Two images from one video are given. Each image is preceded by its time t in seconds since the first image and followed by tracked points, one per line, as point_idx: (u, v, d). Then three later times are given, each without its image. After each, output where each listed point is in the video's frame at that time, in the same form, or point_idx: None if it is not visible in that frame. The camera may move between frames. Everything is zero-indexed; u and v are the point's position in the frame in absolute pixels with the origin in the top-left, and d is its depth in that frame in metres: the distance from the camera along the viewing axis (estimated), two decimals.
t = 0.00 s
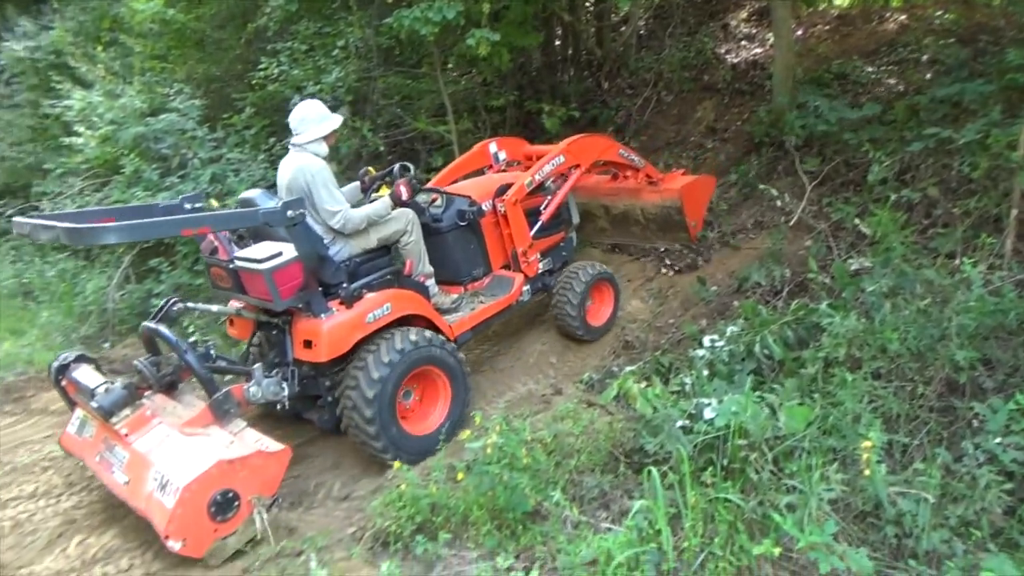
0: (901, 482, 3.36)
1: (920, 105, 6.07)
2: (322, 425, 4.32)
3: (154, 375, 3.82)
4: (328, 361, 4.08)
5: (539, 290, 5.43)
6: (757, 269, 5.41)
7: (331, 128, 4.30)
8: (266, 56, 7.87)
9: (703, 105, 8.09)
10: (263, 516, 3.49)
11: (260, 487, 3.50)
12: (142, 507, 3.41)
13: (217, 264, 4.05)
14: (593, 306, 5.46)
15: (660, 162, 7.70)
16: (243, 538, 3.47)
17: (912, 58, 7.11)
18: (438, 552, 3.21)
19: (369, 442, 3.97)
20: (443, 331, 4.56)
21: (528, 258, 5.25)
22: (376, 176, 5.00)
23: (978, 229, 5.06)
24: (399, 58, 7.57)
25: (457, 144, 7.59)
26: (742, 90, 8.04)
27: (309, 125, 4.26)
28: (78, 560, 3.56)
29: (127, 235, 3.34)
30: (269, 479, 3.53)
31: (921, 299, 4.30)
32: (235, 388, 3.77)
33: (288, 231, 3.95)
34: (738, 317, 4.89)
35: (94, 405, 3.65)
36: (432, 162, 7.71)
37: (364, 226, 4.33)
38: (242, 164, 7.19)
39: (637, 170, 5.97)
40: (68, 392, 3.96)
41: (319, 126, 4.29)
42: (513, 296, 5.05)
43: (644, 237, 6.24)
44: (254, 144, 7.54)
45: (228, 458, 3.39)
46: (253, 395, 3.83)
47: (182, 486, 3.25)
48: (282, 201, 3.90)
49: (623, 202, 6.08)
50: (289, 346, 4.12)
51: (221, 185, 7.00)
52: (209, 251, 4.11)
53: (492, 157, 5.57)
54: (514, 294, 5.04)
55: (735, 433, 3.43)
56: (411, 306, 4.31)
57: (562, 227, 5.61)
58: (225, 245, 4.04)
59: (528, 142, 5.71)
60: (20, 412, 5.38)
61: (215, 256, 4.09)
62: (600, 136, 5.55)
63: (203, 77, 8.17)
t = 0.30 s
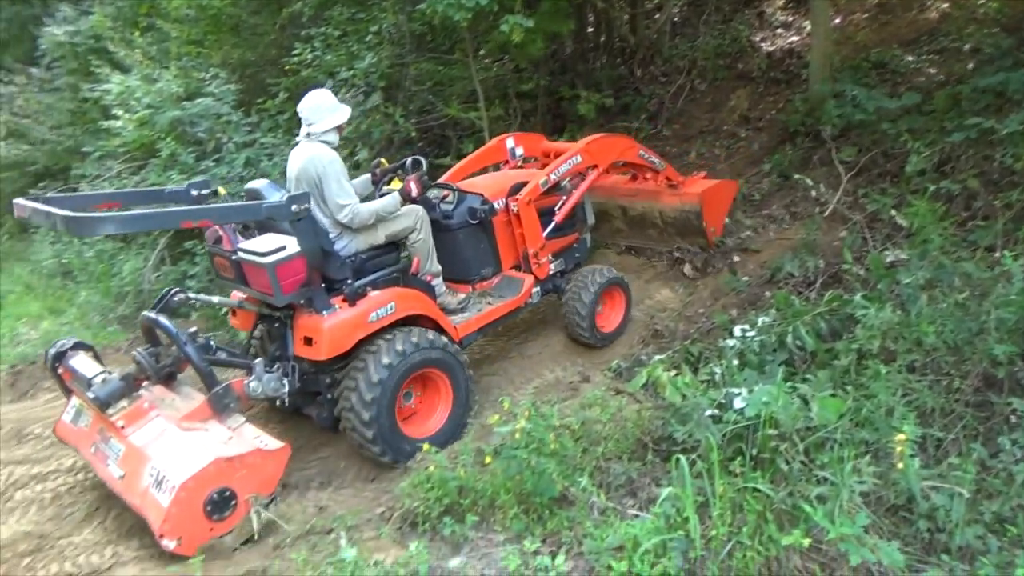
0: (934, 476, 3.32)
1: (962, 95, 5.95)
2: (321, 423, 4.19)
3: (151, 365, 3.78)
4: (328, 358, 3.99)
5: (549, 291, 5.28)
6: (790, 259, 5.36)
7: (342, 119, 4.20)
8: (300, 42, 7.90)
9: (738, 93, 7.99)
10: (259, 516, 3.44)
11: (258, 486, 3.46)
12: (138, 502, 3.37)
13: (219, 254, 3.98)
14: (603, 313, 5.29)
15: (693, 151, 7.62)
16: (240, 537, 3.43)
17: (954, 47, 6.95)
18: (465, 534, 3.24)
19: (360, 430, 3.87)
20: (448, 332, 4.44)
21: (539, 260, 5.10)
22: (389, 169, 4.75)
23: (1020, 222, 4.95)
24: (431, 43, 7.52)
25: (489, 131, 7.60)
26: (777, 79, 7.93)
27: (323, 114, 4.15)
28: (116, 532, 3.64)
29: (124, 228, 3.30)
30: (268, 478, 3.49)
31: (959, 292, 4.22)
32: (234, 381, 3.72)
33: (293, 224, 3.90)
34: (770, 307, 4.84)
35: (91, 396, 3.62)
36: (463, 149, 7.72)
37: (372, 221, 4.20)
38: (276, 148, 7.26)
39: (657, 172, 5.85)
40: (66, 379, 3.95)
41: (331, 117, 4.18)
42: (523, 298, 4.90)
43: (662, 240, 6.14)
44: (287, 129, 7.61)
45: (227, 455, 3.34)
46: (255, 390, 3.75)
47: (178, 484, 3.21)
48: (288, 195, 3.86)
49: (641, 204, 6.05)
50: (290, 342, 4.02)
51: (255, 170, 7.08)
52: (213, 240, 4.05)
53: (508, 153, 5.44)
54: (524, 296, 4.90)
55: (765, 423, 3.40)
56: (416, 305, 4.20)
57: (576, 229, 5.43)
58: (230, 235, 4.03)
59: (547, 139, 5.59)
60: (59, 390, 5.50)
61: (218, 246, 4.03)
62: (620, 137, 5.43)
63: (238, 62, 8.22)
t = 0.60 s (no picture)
0: (971, 469, 3.27)
1: (1006, 83, 5.81)
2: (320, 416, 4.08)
3: (152, 355, 3.70)
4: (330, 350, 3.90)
5: (559, 291, 5.14)
6: (826, 249, 5.29)
7: (348, 107, 4.10)
8: (334, 29, 7.93)
9: (773, 80, 7.88)
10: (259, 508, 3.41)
11: (259, 475, 3.40)
12: (136, 492, 3.32)
13: (224, 242, 3.94)
14: (614, 318, 5.14)
15: (727, 139, 7.53)
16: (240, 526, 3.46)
17: (999, 34, 6.78)
18: (495, 518, 3.26)
19: (358, 405, 3.77)
20: (454, 328, 4.34)
21: (549, 257, 5.00)
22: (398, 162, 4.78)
23: None
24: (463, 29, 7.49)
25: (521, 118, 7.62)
26: (815, 67, 7.81)
27: (326, 106, 4.05)
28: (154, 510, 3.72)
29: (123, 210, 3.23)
30: (269, 467, 3.43)
31: (1000, 284, 4.14)
32: (236, 371, 3.67)
33: (294, 213, 3.79)
34: (804, 297, 4.78)
35: (91, 384, 3.55)
36: (495, 136, 7.72)
37: (378, 215, 4.10)
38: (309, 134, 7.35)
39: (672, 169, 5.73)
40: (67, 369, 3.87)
41: (336, 107, 4.08)
42: (531, 295, 4.79)
43: (677, 238, 6.00)
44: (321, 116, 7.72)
45: (227, 443, 3.30)
46: (257, 379, 3.69)
47: (178, 471, 3.16)
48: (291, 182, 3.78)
49: (655, 201, 5.90)
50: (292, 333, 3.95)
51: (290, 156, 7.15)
52: (218, 229, 4.02)
53: (521, 147, 5.27)
54: (532, 293, 4.78)
55: (798, 413, 3.38)
56: (422, 300, 4.11)
57: (588, 227, 5.33)
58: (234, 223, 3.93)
59: (560, 134, 5.42)
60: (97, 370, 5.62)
61: (222, 235, 3.97)
62: (634, 131, 5.30)
63: (272, 48, 8.26)
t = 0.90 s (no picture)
0: (1008, 462, 3.23)
1: None
2: (315, 413, 4.01)
3: (143, 339, 3.70)
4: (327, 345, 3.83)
5: (565, 299, 4.99)
6: (860, 238, 5.23)
7: (354, 102, 3.98)
8: (363, 18, 7.95)
9: (807, 67, 7.77)
10: (235, 506, 3.33)
11: (238, 470, 3.31)
12: (111, 476, 3.25)
13: (228, 232, 3.90)
14: (623, 317, 5.01)
15: (758, 127, 7.45)
16: (213, 522, 3.37)
17: None
18: (524, 505, 3.28)
19: (351, 410, 3.68)
20: (456, 332, 4.23)
21: (557, 267, 4.83)
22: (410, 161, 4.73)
23: None
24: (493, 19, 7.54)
25: (551, 105, 7.63)
26: (849, 53, 7.69)
27: (332, 100, 3.95)
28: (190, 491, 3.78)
29: (123, 185, 3.22)
30: (250, 463, 3.34)
31: None
32: (227, 360, 3.60)
33: (299, 203, 3.69)
34: (837, 287, 4.72)
35: (79, 363, 3.50)
36: (525, 124, 7.71)
37: (385, 211, 4.00)
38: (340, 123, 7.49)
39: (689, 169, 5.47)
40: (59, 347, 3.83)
41: (342, 100, 3.96)
42: (537, 305, 4.64)
43: (693, 238, 5.75)
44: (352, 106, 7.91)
45: (206, 434, 3.22)
46: (247, 370, 3.63)
47: (153, 459, 3.09)
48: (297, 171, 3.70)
49: (672, 201, 5.62)
50: (290, 326, 3.90)
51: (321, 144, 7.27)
52: (224, 217, 3.95)
53: (535, 150, 5.12)
54: (538, 303, 4.63)
55: (830, 404, 3.34)
56: (423, 300, 4.00)
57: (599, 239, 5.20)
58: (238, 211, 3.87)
59: (576, 135, 5.26)
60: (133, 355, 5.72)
61: (228, 223, 3.92)
62: (650, 134, 5.10)
63: (303, 38, 8.33)
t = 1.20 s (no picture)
0: None
1: None
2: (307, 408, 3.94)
3: (131, 325, 3.75)
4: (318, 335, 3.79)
5: (569, 297, 4.96)
6: (895, 230, 5.16)
7: (361, 92, 4.02)
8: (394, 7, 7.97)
9: (841, 56, 7.65)
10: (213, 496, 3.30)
11: (218, 457, 3.30)
12: (92, 460, 3.25)
13: (222, 220, 3.89)
14: (627, 317, 4.90)
15: (791, 117, 7.35)
16: (191, 512, 3.31)
17: None
18: (552, 494, 3.30)
19: (351, 442, 3.73)
20: (452, 327, 4.18)
21: (559, 264, 4.79)
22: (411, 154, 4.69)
23: None
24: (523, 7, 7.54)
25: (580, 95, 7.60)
26: (885, 41, 7.56)
27: (339, 88, 3.99)
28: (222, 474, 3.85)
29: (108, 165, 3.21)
30: (231, 450, 3.33)
31: None
32: (213, 347, 3.59)
33: (287, 188, 3.63)
34: (870, 279, 4.66)
35: (67, 348, 3.55)
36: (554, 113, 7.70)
37: (385, 202, 4.02)
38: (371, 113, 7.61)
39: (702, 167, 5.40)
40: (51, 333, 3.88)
41: (349, 90, 4.00)
42: (539, 300, 4.59)
43: (706, 240, 5.55)
44: (382, 95, 7.95)
45: (186, 419, 3.21)
46: (234, 358, 3.60)
47: (129, 442, 3.08)
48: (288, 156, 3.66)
49: (685, 199, 5.48)
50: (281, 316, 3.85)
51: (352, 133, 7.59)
52: (219, 206, 3.97)
53: (542, 146, 5.08)
54: (540, 298, 4.58)
55: (863, 396, 3.31)
56: (416, 292, 3.95)
57: (605, 239, 5.16)
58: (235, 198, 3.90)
59: (586, 130, 5.18)
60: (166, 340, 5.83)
61: (224, 211, 3.93)
62: (659, 129, 5.04)
63: (334, 27, 8.29)
